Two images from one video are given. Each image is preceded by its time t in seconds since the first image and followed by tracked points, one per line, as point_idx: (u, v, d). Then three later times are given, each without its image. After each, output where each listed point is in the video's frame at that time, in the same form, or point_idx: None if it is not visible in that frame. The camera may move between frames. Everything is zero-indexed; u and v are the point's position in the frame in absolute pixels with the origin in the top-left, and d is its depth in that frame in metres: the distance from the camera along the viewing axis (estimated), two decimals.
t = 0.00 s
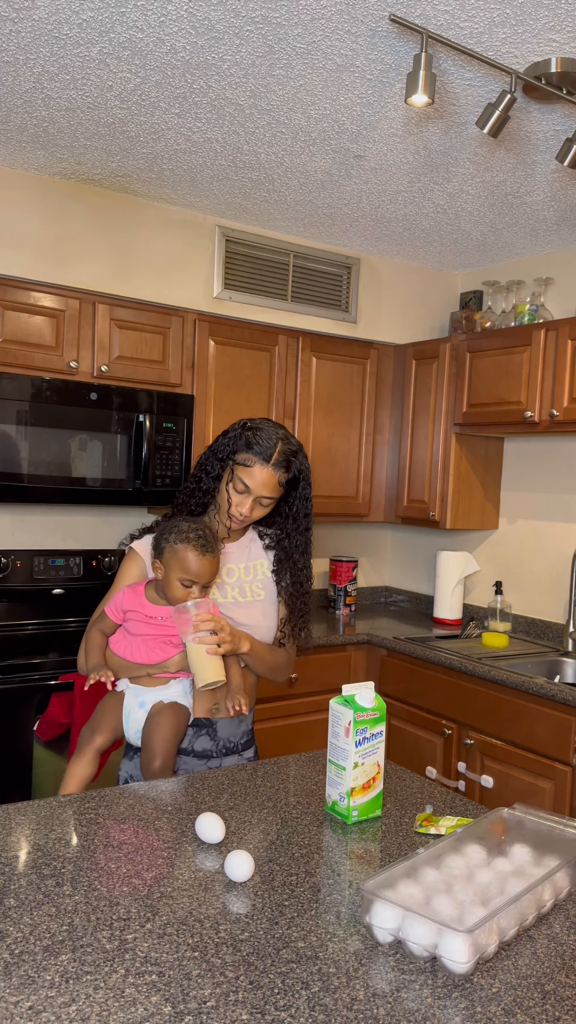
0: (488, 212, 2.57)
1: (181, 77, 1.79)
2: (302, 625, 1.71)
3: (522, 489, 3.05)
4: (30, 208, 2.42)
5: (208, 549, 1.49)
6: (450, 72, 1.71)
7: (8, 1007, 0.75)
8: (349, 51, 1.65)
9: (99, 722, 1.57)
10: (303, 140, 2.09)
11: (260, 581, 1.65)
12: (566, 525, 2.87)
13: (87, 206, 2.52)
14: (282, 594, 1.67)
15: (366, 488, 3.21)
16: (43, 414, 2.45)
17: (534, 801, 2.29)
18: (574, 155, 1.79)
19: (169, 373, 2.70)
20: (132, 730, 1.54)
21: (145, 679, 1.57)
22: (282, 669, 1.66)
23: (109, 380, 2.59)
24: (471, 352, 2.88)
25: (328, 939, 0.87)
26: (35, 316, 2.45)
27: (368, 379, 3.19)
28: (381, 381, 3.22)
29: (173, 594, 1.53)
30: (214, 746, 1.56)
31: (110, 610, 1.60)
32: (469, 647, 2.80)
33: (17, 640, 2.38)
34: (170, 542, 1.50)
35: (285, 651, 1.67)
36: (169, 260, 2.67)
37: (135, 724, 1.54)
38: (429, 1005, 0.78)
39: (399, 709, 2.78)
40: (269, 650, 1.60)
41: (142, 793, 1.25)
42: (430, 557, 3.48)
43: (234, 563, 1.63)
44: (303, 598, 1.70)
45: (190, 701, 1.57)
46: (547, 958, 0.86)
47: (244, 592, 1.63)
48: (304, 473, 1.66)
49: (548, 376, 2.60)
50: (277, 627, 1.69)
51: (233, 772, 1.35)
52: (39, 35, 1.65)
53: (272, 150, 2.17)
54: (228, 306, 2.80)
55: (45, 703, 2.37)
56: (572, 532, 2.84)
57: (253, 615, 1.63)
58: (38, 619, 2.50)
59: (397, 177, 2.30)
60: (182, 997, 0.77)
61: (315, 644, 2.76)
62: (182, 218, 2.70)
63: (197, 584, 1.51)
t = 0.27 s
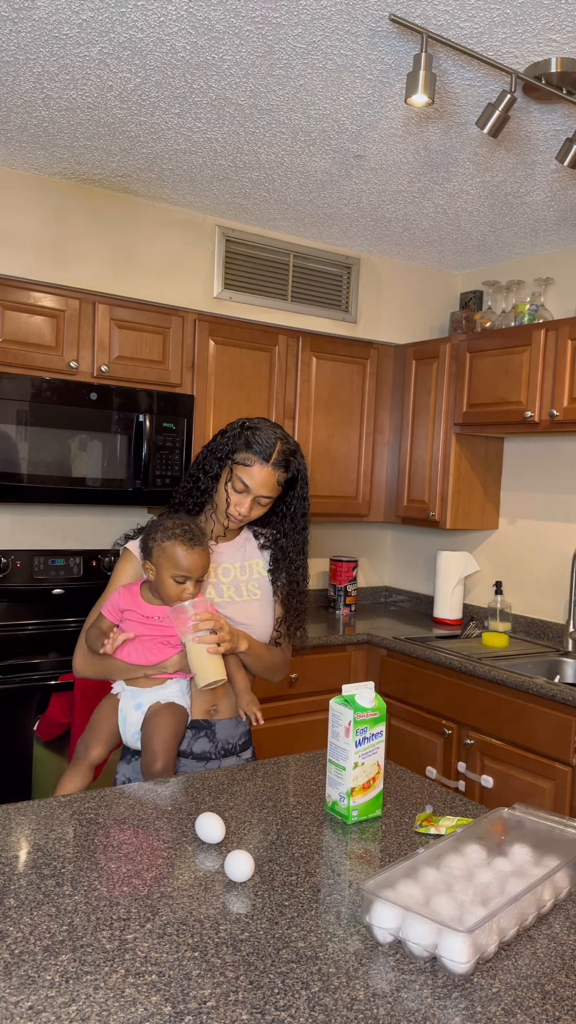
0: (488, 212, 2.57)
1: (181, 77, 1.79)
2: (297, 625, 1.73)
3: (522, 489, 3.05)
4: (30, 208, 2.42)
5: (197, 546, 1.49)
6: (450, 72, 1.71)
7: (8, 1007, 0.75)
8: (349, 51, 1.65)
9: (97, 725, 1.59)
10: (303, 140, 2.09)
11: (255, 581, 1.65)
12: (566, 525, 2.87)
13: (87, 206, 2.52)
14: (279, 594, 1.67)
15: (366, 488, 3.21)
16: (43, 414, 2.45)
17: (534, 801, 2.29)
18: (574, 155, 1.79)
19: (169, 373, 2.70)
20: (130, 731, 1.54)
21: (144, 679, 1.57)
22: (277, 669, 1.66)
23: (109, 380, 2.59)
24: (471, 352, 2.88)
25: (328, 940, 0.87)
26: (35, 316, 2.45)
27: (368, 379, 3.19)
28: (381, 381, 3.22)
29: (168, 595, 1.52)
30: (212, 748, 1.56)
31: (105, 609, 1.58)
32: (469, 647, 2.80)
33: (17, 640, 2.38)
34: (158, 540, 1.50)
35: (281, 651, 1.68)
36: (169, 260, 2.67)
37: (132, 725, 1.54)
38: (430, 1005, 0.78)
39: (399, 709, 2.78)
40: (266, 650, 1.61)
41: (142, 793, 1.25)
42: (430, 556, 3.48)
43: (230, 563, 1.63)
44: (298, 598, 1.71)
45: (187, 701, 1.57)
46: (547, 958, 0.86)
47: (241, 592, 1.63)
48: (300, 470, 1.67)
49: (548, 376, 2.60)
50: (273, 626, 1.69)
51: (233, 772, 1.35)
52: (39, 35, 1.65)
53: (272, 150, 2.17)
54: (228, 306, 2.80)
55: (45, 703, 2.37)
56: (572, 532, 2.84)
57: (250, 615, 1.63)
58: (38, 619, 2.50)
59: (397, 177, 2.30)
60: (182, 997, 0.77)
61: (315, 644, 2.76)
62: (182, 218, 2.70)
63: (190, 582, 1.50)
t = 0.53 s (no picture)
0: (488, 212, 2.57)
1: (181, 77, 1.79)
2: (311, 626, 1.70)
3: (523, 489, 3.05)
4: (30, 208, 2.42)
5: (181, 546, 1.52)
6: (451, 72, 1.71)
7: (8, 1007, 0.75)
8: (349, 51, 1.64)
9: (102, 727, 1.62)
10: (303, 140, 2.09)
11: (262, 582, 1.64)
12: (566, 525, 2.87)
13: (87, 206, 2.52)
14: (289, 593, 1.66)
15: (366, 488, 3.21)
16: (43, 413, 2.45)
17: (534, 801, 2.29)
18: (575, 155, 1.79)
19: (169, 373, 2.70)
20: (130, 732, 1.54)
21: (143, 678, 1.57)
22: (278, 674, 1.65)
23: (109, 380, 2.59)
24: (471, 352, 2.88)
25: (328, 940, 0.87)
26: (35, 316, 2.45)
27: (368, 379, 3.19)
28: (381, 381, 3.22)
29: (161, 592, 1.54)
30: (221, 757, 1.58)
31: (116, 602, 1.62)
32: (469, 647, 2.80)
33: (17, 640, 2.38)
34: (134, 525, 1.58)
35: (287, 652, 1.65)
36: (169, 260, 2.67)
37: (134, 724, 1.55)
38: (429, 1005, 0.78)
39: (399, 709, 2.78)
40: (270, 651, 1.61)
41: (142, 793, 1.25)
42: (430, 557, 3.48)
43: (234, 562, 1.65)
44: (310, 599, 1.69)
45: (187, 701, 1.57)
46: (547, 958, 0.86)
47: (244, 592, 1.64)
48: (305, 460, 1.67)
49: (548, 376, 2.59)
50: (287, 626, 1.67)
51: (233, 772, 1.35)
52: (39, 35, 1.65)
53: (272, 150, 2.17)
54: (228, 306, 2.80)
55: (45, 703, 2.36)
56: (572, 532, 2.84)
57: (256, 615, 1.63)
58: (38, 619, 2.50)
59: (397, 177, 2.30)
60: (182, 997, 0.77)
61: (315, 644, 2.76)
62: (182, 218, 2.70)
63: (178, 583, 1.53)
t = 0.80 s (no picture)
0: (488, 212, 2.57)
1: (181, 77, 1.79)
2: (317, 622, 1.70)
3: (523, 489, 3.05)
4: (30, 208, 2.42)
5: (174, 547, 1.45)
6: (451, 72, 1.71)
7: (8, 1007, 0.75)
8: (349, 51, 1.64)
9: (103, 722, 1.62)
10: (303, 140, 2.09)
11: (267, 583, 1.64)
12: (566, 525, 2.87)
13: (87, 207, 2.52)
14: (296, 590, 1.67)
15: (366, 488, 3.21)
16: (43, 413, 2.45)
17: (535, 801, 2.29)
18: (575, 155, 1.79)
19: (169, 373, 2.70)
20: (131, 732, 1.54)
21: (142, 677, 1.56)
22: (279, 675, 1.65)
23: (109, 380, 2.59)
24: (471, 352, 2.88)
25: (328, 940, 0.87)
26: (35, 316, 2.45)
27: (368, 379, 3.19)
28: (381, 381, 3.22)
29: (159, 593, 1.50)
30: (223, 758, 1.58)
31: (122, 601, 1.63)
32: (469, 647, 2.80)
33: (17, 640, 2.38)
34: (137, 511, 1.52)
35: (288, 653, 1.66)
36: (169, 260, 2.67)
37: (134, 724, 1.55)
38: (429, 1005, 0.78)
39: (399, 709, 2.78)
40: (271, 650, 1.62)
41: (142, 793, 1.25)
42: (430, 557, 3.48)
43: (235, 562, 1.65)
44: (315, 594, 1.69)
45: (187, 702, 1.57)
46: (547, 958, 0.86)
47: (246, 591, 1.64)
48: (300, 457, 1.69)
49: (548, 375, 2.59)
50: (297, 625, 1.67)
51: (233, 772, 1.35)
52: (39, 35, 1.65)
53: (272, 150, 2.17)
54: (228, 306, 2.80)
55: (45, 703, 2.35)
56: (572, 532, 2.84)
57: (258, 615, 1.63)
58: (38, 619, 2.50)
59: (397, 177, 2.30)
60: (182, 997, 0.77)
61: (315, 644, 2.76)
62: (182, 218, 2.70)
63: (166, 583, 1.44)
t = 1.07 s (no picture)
0: (488, 212, 2.57)
1: (181, 78, 1.79)
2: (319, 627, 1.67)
3: (523, 489, 3.05)
4: (30, 208, 2.42)
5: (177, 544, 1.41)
6: (451, 72, 1.71)
7: (8, 1007, 0.75)
8: (349, 51, 1.64)
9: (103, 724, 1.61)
10: (303, 140, 2.09)
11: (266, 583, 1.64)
12: (566, 525, 2.87)
13: (87, 207, 2.52)
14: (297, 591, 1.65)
15: (366, 488, 3.21)
16: (43, 413, 2.45)
17: (534, 801, 2.29)
18: (575, 155, 1.79)
19: (169, 373, 2.70)
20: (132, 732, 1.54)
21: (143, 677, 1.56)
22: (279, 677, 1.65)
23: (109, 380, 2.59)
24: (471, 352, 2.88)
25: (329, 940, 0.87)
26: (35, 316, 2.45)
27: (369, 379, 3.19)
28: (381, 381, 3.22)
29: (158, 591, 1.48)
30: (223, 759, 1.58)
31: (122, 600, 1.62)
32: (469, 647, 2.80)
33: (17, 640, 2.38)
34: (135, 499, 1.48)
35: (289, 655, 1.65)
36: (168, 259, 2.67)
37: (134, 724, 1.56)
38: (430, 1005, 0.78)
39: (399, 709, 2.78)
40: (269, 652, 1.62)
41: (142, 793, 1.25)
42: (430, 557, 3.48)
43: (236, 562, 1.65)
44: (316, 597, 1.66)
45: (187, 702, 1.57)
46: (547, 958, 0.86)
47: (247, 592, 1.64)
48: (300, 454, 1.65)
49: (548, 375, 2.59)
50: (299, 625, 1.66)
51: (233, 772, 1.35)
52: (39, 36, 1.65)
53: (272, 150, 2.17)
54: (228, 306, 2.80)
55: (45, 703, 2.35)
56: (572, 532, 2.84)
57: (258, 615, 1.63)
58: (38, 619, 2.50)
59: (397, 177, 2.30)
60: (182, 997, 0.77)
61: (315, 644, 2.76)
62: (181, 218, 2.70)
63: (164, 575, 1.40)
